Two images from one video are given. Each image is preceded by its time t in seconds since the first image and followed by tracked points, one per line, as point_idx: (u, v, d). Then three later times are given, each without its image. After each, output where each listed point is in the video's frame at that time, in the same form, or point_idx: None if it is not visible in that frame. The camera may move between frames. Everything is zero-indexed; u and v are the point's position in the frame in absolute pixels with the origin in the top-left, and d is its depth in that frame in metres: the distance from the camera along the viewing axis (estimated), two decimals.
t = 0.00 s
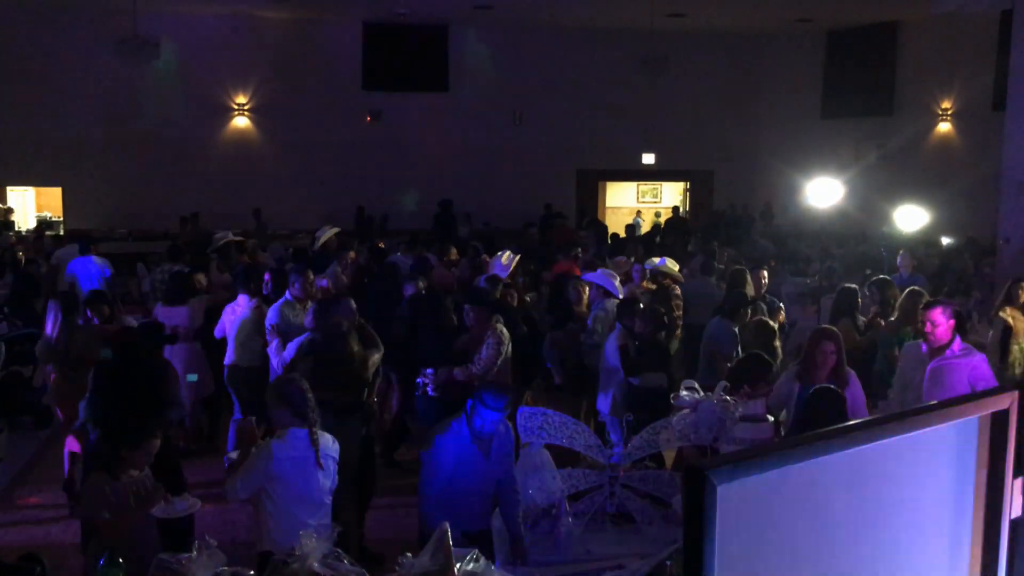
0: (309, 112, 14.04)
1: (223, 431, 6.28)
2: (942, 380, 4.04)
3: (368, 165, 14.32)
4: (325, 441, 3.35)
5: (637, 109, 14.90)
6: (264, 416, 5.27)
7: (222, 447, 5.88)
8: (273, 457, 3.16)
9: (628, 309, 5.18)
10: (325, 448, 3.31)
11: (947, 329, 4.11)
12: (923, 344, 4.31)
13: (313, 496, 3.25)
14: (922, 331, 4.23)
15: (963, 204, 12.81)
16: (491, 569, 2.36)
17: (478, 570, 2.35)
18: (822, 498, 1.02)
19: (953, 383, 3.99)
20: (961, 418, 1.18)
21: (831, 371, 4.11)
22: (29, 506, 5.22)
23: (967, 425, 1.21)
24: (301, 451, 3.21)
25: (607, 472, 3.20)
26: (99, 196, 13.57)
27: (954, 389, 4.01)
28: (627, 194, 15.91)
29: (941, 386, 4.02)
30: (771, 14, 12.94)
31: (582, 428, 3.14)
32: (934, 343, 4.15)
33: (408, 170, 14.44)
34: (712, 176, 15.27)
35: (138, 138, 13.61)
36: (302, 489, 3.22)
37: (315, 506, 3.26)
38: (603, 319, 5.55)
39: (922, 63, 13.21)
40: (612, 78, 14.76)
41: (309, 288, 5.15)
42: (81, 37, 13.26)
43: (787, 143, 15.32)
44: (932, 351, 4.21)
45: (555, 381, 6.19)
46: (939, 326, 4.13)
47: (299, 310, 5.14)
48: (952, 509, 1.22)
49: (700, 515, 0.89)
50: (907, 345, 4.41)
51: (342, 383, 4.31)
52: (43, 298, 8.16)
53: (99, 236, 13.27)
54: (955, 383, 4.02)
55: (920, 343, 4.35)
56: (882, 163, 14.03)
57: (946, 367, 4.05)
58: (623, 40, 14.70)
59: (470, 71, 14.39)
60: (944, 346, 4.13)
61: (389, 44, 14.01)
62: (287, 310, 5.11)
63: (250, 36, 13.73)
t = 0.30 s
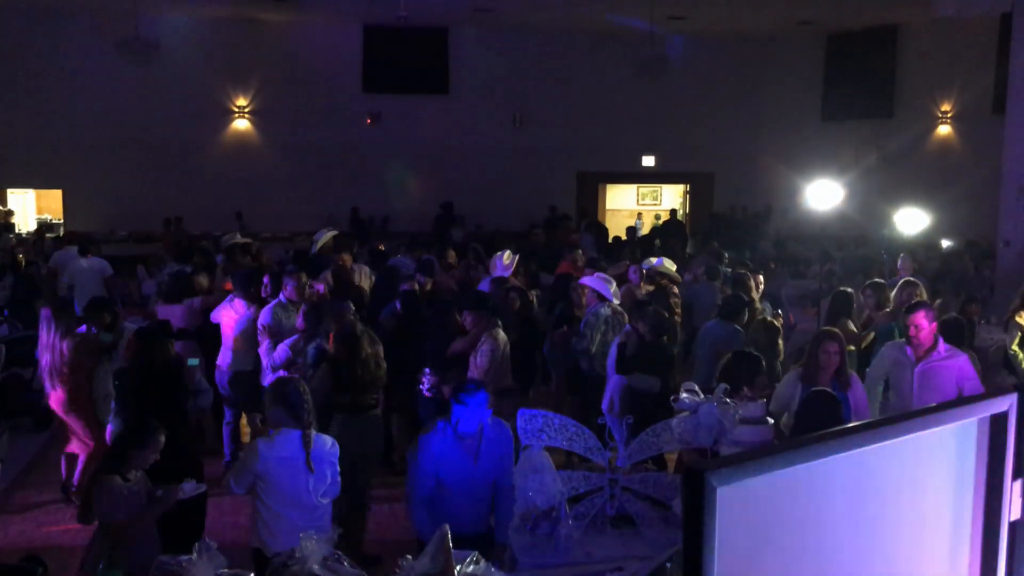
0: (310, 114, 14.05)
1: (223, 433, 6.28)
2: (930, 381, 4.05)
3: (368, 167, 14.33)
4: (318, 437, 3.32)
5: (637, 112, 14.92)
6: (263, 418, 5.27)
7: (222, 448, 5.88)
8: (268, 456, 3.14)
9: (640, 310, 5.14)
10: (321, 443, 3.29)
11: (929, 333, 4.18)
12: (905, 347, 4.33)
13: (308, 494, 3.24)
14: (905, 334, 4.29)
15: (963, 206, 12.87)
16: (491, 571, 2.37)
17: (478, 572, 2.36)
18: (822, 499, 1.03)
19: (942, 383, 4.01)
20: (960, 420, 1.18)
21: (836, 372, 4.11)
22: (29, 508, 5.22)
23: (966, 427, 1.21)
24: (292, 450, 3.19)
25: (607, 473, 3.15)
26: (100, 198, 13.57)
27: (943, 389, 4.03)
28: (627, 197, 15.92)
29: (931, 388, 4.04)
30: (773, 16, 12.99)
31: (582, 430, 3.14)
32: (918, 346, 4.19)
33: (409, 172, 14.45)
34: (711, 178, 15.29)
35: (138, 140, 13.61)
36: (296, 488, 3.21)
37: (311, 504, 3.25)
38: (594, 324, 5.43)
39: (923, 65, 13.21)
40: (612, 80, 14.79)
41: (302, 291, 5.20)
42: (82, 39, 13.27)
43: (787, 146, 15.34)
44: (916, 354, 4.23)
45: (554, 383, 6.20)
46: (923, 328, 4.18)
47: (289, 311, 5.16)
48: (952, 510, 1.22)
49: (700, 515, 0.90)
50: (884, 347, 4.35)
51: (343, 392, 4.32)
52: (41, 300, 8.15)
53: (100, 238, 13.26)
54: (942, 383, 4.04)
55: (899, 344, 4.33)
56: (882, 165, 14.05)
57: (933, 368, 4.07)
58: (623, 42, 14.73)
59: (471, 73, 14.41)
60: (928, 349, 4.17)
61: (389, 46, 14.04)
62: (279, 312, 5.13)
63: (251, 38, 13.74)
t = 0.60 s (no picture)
0: (309, 119, 14.06)
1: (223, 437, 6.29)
2: (926, 385, 4.04)
3: (367, 172, 14.34)
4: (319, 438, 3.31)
5: (636, 117, 14.94)
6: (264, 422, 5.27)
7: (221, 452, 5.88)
8: (267, 454, 3.18)
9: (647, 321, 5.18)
10: (321, 443, 3.28)
11: (924, 340, 4.19)
12: (901, 353, 4.35)
13: (308, 494, 3.22)
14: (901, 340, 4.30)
15: (962, 211, 12.87)
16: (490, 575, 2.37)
17: None
18: (821, 504, 1.03)
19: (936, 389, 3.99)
20: (957, 424, 1.19)
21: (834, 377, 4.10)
22: (29, 511, 5.22)
23: (965, 432, 1.21)
24: (291, 450, 3.20)
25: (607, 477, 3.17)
26: (99, 203, 13.58)
27: (938, 396, 4.01)
28: (627, 201, 15.93)
29: (925, 394, 4.04)
30: (770, 21, 13.01)
31: (582, 435, 3.14)
32: (914, 353, 4.20)
33: (408, 177, 14.46)
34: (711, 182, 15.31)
35: (137, 145, 13.62)
36: (296, 486, 3.20)
37: (311, 504, 3.22)
38: (586, 322, 5.50)
39: (921, 70, 13.23)
40: (611, 85, 14.80)
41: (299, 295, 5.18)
42: (81, 44, 13.29)
43: (786, 150, 15.33)
44: (911, 360, 4.24)
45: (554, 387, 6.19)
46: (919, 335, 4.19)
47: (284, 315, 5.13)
48: (951, 513, 1.22)
49: (700, 519, 0.90)
50: (879, 352, 4.36)
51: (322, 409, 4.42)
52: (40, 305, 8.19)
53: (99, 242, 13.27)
54: (937, 387, 4.02)
55: (893, 350, 4.34)
56: (881, 170, 14.04)
57: (928, 373, 4.06)
58: (622, 47, 14.74)
59: (470, 77, 14.42)
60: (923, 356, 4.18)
61: (388, 51, 14.06)
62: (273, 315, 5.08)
63: (250, 43, 13.76)
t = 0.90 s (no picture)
0: (308, 121, 14.07)
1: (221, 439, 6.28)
2: (934, 391, 4.07)
3: (366, 174, 14.33)
4: (317, 437, 3.32)
5: (635, 119, 14.96)
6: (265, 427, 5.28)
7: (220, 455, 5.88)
8: (263, 450, 3.19)
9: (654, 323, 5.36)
10: (319, 442, 3.29)
11: (932, 344, 4.15)
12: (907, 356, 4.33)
13: (304, 493, 3.21)
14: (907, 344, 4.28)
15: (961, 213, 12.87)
16: None
17: None
18: (818, 506, 1.03)
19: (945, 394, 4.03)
20: (956, 426, 1.18)
21: (834, 378, 4.09)
22: (28, 514, 5.22)
23: (963, 433, 1.21)
24: (290, 446, 3.22)
25: (606, 479, 3.14)
26: (98, 206, 13.59)
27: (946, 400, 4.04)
28: (626, 203, 15.93)
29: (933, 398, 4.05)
30: (769, 24, 13.04)
31: (581, 437, 3.13)
32: (921, 356, 4.18)
33: (407, 179, 14.46)
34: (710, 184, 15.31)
35: (136, 147, 13.63)
36: (292, 484, 3.20)
37: (307, 503, 3.22)
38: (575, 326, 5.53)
39: (919, 72, 13.25)
40: (610, 87, 14.83)
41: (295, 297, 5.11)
42: (81, 47, 13.31)
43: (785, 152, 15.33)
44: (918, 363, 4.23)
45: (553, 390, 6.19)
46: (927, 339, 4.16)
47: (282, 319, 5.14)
48: (950, 513, 1.22)
49: (698, 521, 0.89)
50: (887, 354, 4.37)
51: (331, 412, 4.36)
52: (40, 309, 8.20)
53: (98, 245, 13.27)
54: (944, 392, 4.06)
55: (902, 352, 4.35)
56: (880, 172, 14.03)
57: (936, 378, 4.07)
58: (621, 49, 14.76)
59: (469, 80, 14.44)
60: (930, 358, 4.16)
61: (387, 54, 14.07)
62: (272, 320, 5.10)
63: (250, 45, 13.76)
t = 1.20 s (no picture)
0: (308, 119, 14.06)
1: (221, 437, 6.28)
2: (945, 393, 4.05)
3: (366, 172, 14.33)
4: (301, 436, 3.27)
5: (635, 118, 14.96)
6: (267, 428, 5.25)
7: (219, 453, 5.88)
8: (242, 446, 3.21)
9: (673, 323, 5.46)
10: (300, 441, 3.24)
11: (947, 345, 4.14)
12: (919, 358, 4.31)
13: (283, 492, 3.19)
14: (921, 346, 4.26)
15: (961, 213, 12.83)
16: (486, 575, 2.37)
17: None
18: (819, 504, 1.02)
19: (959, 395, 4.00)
20: (957, 425, 1.18)
21: (838, 378, 4.08)
22: (28, 511, 5.22)
23: (963, 433, 1.21)
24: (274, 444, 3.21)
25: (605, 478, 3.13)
26: (99, 204, 13.60)
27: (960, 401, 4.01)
28: (627, 202, 15.94)
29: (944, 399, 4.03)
30: (769, 23, 13.02)
31: (581, 435, 3.11)
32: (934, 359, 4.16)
33: (407, 178, 14.46)
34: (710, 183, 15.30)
35: (137, 145, 13.64)
36: (269, 482, 3.19)
37: (286, 502, 3.19)
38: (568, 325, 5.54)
39: (920, 72, 13.22)
40: (611, 86, 14.82)
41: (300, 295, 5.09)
42: (81, 45, 13.32)
43: (786, 150, 15.33)
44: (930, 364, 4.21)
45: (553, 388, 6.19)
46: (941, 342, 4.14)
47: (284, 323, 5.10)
48: (950, 512, 1.22)
49: (697, 520, 0.89)
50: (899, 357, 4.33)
51: (353, 401, 4.45)
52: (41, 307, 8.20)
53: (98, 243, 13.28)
54: (953, 395, 4.07)
55: (916, 353, 4.31)
56: (880, 171, 14.01)
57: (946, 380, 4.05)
58: (621, 48, 14.75)
59: (469, 78, 14.43)
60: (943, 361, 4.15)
61: (387, 52, 14.06)
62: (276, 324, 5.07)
63: (250, 43, 13.76)
